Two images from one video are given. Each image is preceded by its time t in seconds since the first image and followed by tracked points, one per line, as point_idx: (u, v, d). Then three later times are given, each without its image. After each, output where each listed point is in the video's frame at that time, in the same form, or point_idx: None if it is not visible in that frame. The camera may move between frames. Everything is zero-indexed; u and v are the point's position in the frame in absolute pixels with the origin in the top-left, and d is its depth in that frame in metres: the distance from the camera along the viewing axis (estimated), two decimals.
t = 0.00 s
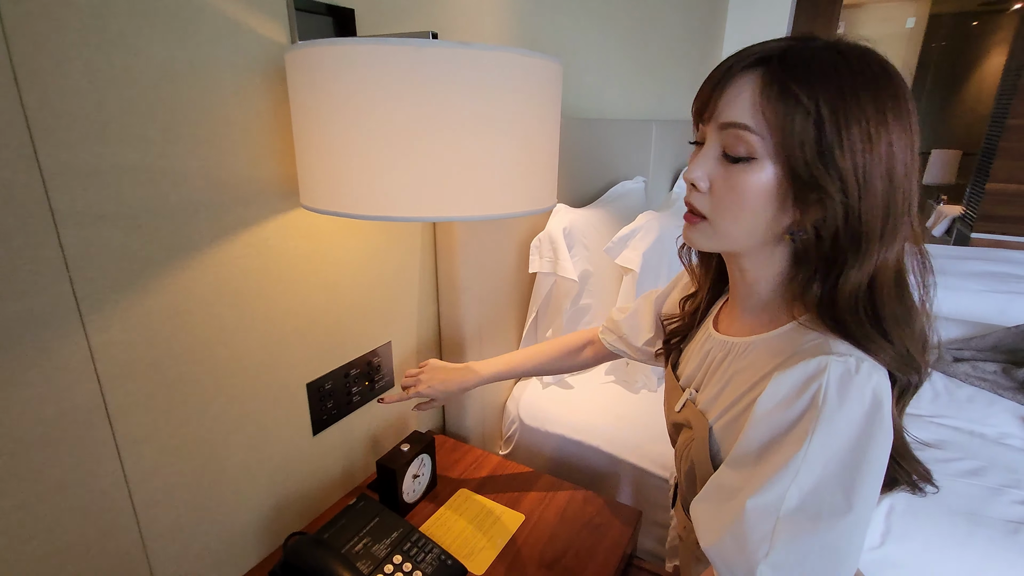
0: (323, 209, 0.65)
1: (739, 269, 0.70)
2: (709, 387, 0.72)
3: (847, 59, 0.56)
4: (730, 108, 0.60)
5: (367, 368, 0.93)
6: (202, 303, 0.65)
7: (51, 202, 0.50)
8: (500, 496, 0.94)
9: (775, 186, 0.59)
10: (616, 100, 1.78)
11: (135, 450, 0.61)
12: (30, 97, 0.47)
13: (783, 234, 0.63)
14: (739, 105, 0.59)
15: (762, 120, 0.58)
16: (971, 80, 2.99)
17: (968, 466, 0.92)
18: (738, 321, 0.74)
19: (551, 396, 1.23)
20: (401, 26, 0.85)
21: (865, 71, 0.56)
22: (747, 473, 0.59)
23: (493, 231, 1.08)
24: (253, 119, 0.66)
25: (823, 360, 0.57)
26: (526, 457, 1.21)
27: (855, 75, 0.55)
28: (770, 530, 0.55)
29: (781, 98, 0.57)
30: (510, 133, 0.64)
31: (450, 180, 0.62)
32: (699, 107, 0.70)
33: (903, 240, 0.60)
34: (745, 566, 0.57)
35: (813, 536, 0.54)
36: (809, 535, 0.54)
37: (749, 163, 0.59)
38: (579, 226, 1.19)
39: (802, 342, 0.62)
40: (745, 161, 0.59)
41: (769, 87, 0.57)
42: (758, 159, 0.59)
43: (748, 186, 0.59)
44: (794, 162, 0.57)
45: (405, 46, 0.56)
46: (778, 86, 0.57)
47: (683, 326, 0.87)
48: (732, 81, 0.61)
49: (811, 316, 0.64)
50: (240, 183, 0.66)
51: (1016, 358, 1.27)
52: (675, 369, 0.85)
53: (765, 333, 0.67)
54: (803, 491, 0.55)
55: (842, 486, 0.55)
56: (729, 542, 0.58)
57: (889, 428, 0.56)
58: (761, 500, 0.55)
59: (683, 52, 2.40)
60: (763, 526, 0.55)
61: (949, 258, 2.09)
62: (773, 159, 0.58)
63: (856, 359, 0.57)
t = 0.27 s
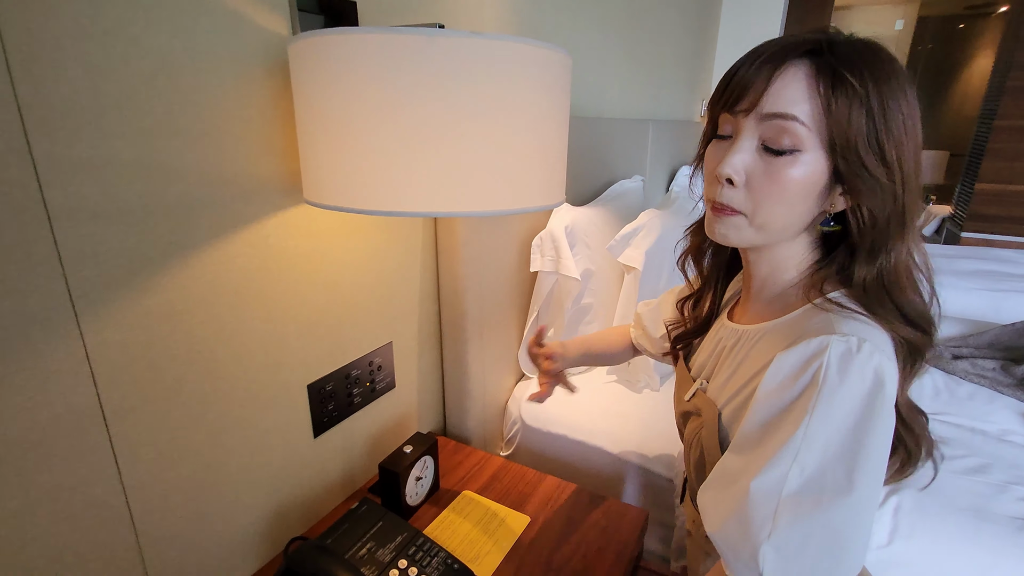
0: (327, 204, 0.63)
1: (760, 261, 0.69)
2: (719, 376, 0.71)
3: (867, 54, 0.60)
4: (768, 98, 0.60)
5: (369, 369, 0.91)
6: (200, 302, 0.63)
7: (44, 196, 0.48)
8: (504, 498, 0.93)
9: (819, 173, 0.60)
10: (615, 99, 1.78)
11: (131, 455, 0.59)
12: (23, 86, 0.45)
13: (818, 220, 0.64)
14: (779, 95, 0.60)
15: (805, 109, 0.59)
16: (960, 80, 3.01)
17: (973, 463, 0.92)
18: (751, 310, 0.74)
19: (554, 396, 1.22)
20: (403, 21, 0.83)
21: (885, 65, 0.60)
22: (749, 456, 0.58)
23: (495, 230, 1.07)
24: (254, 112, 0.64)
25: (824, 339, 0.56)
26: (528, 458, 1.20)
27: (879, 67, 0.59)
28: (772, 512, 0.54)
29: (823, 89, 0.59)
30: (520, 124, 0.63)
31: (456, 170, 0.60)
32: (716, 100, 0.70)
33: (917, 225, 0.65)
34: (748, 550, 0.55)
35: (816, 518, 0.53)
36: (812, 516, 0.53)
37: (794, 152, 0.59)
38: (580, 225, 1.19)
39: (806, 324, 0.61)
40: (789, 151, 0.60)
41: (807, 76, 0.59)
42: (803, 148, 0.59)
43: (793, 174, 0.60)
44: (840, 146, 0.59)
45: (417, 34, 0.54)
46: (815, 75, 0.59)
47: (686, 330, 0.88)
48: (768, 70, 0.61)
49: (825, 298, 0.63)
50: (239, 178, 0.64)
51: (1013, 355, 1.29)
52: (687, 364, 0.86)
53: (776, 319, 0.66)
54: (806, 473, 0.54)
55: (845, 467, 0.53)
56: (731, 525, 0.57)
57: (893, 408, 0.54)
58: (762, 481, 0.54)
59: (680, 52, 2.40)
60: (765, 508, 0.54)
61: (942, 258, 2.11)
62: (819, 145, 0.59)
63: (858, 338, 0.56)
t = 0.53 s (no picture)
0: (331, 200, 0.62)
1: (771, 257, 0.69)
2: (733, 372, 0.71)
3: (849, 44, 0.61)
4: (762, 97, 0.60)
5: (370, 369, 0.90)
6: (201, 302, 0.62)
7: (41, 191, 0.46)
8: (508, 499, 0.92)
9: (822, 163, 0.60)
10: (613, 97, 1.77)
11: (130, 458, 0.57)
12: (19, 75, 0.44)
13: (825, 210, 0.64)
14: (773, 93, 0.60)
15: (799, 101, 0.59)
16: (952, 82, 3.04)
17: (977, 461, 0.94)
18: (763, 306, 0.73)
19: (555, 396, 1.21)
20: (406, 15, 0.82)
21: (869, 52, 0.60)
22: (764, 448, 0.58)
23: (496, 228, 1.06)
24: (255, 106, 0.63)
25: (839, 330, 0.56)
26: (530, 458, 1.19)
27: (863, 55, 0.59)
28: (787, 503, 0.54)
29: (812, 81, 0.58)
30: (531, 119, 0.62)
31: (465, 164, 0.59)
32: (711, 109, 0.71)
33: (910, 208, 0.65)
34: (760, 541, 0.55)
35: (831, 509, 0.52)
36: (828, 508, 0.52)
37: (795, 146, 0.59)
38: (582, 224, 1.19)
39: (820, 316, 0.60)
40: (791, 145, 0.60)
41: (795, 71, 0.59)
42: (804, 141, 0.59)
43: (797, 168, 0.59)
44: (837, 135, 0.58)
45: (427, 25, 0.53)
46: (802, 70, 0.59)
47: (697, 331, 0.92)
48: (759, 69, 0.61)
49: (842, 290, 0.62)
50: (241, 174, 0.63)
51: (1011, 352, 1.30)
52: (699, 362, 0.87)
53: (790, 313, 0.66)
54: (821, 464, 0.53)
55: (860, 459, 0.53)
56: (745, 517, 0.56)
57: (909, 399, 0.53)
58: (776, 472, 0.54)
59: (676, 52, 2.40)
60: (779, 499, 0.54)
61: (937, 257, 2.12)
62: (818, 136, 0.59)
63: (873, 329, 0.55)
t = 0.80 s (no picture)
0: (334, 198, 0.61)
1: (789, 251, 0.69)
2: (738, 370, 0.71)
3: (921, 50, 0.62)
4: (823, 83, 0.60)
5: (371, 370, 0.89)
6: (202, 302, 0.60)
7: (40, 187, 0.45)
8: (511, 500, 0.91)
9: (868, 160, 0.60)
10: (613, 97, 1.77)
11: (130, 462, 0.56)
12: (17, 69, 0.42)
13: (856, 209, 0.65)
14: (836, 79, 0.59)
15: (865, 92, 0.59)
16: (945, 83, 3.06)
17: (980, 460, 0.95)
18: (771, 303, 0.74)
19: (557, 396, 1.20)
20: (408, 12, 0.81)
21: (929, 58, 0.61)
22: (772, 446, 0.57)
23: (498, 228, 1.05)
24: (257, 102, 0.62)
25: (847, 327, 0.55)
26: (531, 459, 1.18)
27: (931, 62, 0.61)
28: (798, 502, 0.53)
29: (877, 75, 0.59)
30: (538, 117, 0.61)
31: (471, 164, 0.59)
32: (762, 87, 0.69)
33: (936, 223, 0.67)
34: (772, 541, 0.54)
35: (841, 507, 0.52)
36: (838, 506, 0.52)
37: (849, 138, 0.59)
38: (583, 223, 1.19)
39: (827, 313, 0.60)
40: (843, 136, 0.60)
41: (862, 62, 0.59)
42: (857, 135, 0.59)
43: (848, 161, 0.59)
44: (891, 134, 0.59)
45: (438, 18, 0.53)
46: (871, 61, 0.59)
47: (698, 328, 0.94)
48: (827, 50, 0.60)
49: (853, 285, 0.62)
50: (243, 172, 0.62)
51: (1010, 351, 1.31)
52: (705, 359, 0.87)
53: (796, 311, 0.66)
54: (831, 462, 0.53)
55: (870, 457, 0.52)
56: (755, 517, 0.56)
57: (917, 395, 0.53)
58: (786, 471, 0.53)
59: (674, 52, 2.40)
60: (790, 498, 0.53)
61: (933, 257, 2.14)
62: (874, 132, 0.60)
63: (881, 326, 0.55)
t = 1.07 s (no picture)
0: (333, 197, 0.61)
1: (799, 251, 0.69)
2: (748, 367, 0.71)
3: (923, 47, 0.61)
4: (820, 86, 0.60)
5: (370, 371, 0.88)
6: (200, 303, 0.60)
7: (34, 186, 0.44)
8: (511, 502, 0.90)
9: (872, 160, 0.60)
10: (610, 98, 1.77)
11: (126, 466, 0.55)
12: (11, 65, 0.42)
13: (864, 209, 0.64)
14: (834, 82, 0.59)
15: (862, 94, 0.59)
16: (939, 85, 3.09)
17: (978, 460, 0.95)
18: (784, 301, 0.74)
19: (556, 398, 1.20)
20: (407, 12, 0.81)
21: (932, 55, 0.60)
22: (776, 439, 0.57)
23: (497, 228, 1.05)
24: (256, 101, 0.61)
25: (856, 321, 0.55)
26: (530, 460, 1.18)
27: (932, 60, 0.60)
28: (801, 494, 0.53)
29: (876, 76, 0.58)
30: (539, 116, 0.61)
31: (471, 163, 0.58)
32: (765, 91, 0.70)
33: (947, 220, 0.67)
34: (773, 533, 0.54)
35: (844, 500, 0.51)
36: (842, 499, 0.52)
37: (849, 140, 0.59)
38: (582, 223, 1.19)
39: (839, 310, 0.60)
40: (843, 138, 0.60)
41: (859, 64, 0.59)
42: (858, 136, 0.59)
43: (849, 162, 0.60)
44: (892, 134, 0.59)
45: (439, 18, 0.52)
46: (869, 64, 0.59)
47: (715, 326, 0.95)
48: (825, 53, 0.60)
49: (868, 283, 0.62)
50: (241, 171, 0.61)
51: (1006, 352, 1.32)
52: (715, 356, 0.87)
53: (807, 309, 0.66)
54: (835, 455, 0.53)
55: (875, 451, 0.52)
56: (757, 509, 0.55)
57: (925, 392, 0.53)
58: (791, 463, 0.53)
59: (670, 54, 2.41)
60: (793, 490, 0.53)
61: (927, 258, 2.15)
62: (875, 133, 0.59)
63: (890, 322, 0.55)
